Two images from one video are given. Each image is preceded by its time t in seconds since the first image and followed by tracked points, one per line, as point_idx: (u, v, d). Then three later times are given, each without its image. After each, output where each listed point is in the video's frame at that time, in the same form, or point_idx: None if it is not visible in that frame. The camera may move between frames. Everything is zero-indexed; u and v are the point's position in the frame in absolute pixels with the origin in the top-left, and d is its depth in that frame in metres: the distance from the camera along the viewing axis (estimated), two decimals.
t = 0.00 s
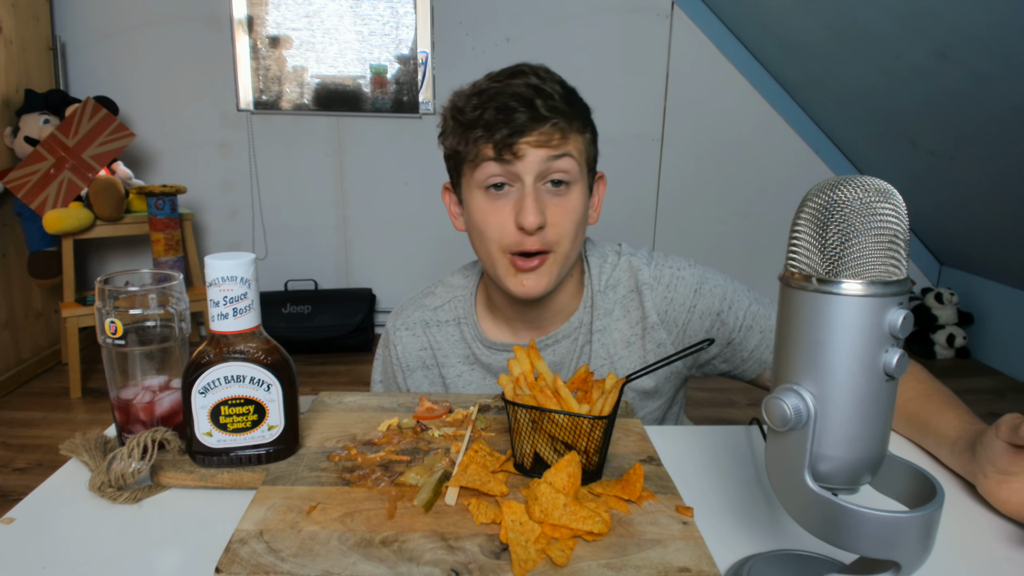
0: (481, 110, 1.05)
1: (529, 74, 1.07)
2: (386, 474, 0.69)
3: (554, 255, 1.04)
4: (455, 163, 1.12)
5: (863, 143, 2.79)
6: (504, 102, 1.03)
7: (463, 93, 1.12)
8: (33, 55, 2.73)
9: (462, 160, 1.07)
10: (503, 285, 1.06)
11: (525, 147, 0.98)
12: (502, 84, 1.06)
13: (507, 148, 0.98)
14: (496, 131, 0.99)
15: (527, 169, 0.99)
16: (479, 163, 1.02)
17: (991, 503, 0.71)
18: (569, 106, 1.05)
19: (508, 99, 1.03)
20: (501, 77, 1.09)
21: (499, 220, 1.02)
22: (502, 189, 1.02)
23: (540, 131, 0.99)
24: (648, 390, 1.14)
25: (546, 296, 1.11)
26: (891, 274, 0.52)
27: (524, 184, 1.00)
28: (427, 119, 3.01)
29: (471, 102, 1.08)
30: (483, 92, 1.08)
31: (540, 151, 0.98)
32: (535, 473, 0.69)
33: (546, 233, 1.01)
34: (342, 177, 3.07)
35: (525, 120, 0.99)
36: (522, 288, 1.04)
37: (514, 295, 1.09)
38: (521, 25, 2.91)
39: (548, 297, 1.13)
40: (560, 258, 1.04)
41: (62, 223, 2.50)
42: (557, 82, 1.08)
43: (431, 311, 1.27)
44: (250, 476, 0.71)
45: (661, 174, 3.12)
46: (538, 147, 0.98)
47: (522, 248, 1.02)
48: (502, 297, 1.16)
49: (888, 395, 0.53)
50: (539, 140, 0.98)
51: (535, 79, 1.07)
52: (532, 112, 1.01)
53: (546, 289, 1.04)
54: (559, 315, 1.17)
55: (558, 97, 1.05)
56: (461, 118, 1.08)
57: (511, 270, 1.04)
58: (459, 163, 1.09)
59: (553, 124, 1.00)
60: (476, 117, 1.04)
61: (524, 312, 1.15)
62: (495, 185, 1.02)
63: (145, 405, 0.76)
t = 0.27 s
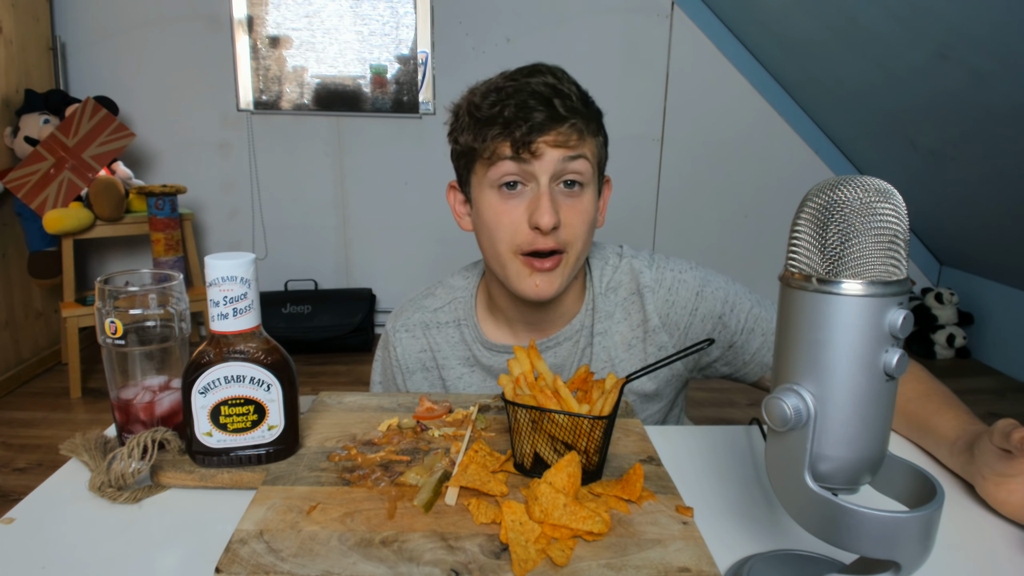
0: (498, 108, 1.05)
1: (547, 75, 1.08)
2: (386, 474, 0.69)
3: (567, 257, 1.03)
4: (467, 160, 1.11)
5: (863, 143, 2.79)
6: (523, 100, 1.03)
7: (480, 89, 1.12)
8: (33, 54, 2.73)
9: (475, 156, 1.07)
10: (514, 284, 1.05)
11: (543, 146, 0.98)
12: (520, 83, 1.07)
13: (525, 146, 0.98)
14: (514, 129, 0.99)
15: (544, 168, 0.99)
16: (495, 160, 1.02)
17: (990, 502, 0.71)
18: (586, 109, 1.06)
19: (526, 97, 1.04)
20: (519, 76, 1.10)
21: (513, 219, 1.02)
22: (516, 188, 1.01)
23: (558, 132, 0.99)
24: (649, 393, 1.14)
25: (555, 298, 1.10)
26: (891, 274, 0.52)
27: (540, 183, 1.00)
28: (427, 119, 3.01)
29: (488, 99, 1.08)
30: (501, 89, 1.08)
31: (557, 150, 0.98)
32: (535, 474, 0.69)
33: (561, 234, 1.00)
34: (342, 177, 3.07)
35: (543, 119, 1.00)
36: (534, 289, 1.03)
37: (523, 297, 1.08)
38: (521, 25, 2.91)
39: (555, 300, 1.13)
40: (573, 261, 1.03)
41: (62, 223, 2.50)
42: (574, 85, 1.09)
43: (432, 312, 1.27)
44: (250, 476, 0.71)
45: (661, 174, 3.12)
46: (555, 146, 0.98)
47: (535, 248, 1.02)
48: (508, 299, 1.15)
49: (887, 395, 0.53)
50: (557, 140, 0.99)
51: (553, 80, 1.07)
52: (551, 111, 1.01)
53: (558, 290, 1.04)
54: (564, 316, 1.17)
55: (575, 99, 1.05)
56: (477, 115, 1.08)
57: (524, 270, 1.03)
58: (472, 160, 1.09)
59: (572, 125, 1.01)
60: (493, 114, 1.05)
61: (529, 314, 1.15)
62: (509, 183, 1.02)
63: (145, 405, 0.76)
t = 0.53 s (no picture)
0: (497, 108, 1.05)
1: (547, 76, 1.08)
2: (386, 474, 0.69)
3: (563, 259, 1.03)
4: (466, 161, 1.12)
5: (863, 143, 2.79)
6: (522, 102, 1.03)
7: (480, 90, 1.12)
8: (33, 54, 2.73)
9: (473, 157, 1.07)
10: (511, 286, 1.05)
11: (539, 148, 0.98)
12: (519, 84, 1.07)
13: (522, 148, 0.98)
14: (512, 131, 1.00)
15: (540, 170, 0.99)
16: (492, 162, 1.02)
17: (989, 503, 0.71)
18: (585, 110, 1.06)
19: (525, 98, 1.04)
20: (519, 76, 1.10)
21: (510, 221, 1.02)
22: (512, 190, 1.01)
23: (556, 133, 0.99)
24: (650, 394, 1.14)
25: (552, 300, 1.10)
26: (891, 274, 0.52)
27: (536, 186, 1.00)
28: (427, 119, 3.01)
29: (487, 100, 1.09)
30: (500, 90, 1.08)
31: (554, 152, 0.98)
32: (535, 474, 0.69)
33: (556, 236, 1.00)
34: (342, 177, 3.07)
35: (540, 120, 1.00)
36: (531, 291, 1.03)
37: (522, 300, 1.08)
38: (521, 25, 2.91)
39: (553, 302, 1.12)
40: (569, 263, 1.03)
41: (62, 223, 2.50)
42: (574, 85, 1.09)
43: (432, 313, 1.27)
44: (250, 476, 0.71)
45: (661, 174, 3.12)
46: (552, 148, 0.98)
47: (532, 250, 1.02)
48: (508, 301, 1.15)
49: (888, 395, 0.53)
50: (553, 142, 0.99)
51: (553, 81, 1.08)
52: (549, 113, 1.01)
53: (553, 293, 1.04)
54: (563, 318, 1.17)
55: (574, 100, 1.06)
56: (476, 115, 1.09)
57: (521, 273, 1.03)
58: (470, 161, 1.09)
59: (569, 127, 1.01)
60: (492, 115, 1.05)
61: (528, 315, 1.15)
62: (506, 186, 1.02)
63: (145, 405, 0.76)
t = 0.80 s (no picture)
0: (505, 111, 1.05)
1: (553, 78, 1.09)
2: (386, 474, 0.69)
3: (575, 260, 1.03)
4: (473, 164, 1.11)
5: (863, 143, 2.79)
6: (530, 104, 1.03)
7: (485, 93, 1.12)
8: (33, 54, 2.73)
9: (482, 161, 1.07)
10: (524, 287, 1.04)
11: (552, 150, 0.98)
12: (526, 86, 1.07)
13: (534, 150, 0.98)
14: (523, 133, 0.99)
15: (554, 172, 0.99)
16: (503, 165, 1.02)
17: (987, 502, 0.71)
18: (592, 112, 1.07)
19: (534, 101, 1.04)
20: (524, 78, 1.10)
21: (522, 223, 1.02)
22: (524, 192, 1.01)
23: (567, 136, 0.99)
24: (650, 394, 1.14)
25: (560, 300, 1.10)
26: (891, 274, 0.52)
27: (548, 188, 1.00)
28: (427, 119, 3.01)
29: (494, 103, 1.09)
30: (507, 93, 1.08)
31: (567, 154, 0.98)
32: (535, 474, 0.69)
33: (570, 238, 1.00)
34: (342, 177, 3.07)
35: (552, 124, 1.00)
36: (544, 292, 1.03)
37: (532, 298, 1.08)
38: (521, 25, 2.91)
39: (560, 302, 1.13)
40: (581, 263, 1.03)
41: (62, 223, 2.50)
42: (579, 87, 1.10)
43: (432, 313, 1.27)
44: (250, 476, 0.71)
45: (660, 174, 3.12)
46: (565, 150, 0.98)
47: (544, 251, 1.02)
48: (514, 301, 1.15)
49: (887, 395, 0.53)
50: (565, 144, 0.99)
51: (559, 83, 1.08)
52: (559, 115, 1.01)
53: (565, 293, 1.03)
54: (567, 318, 1.17)
55: (582, 102, 1.06)
56: (484, 119, 1.09)
57: (533, 273, 1.03)
58: (478, 164, 1.09)
59: (580, 130, 1.01)
60: (501, 118, 1.05)
61: (534, 316, 1.15)
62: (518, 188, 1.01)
63: (145, 405, 0.76)
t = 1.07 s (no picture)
0: (500, 111, 1.06)
1: (549, 77, 1.09)
2: (386, 474, 0.69)
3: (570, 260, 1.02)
4: (469, 164, 1.12)
5: (863, 143, 2.79)
6: (525, 104, 1.03)
7: (480, 92, 1.12)
8: (33, 54, 2.73)
9: (477, 161, 1.08)
10: (519, 288, 1.04)
11: (546, 150, 0.98)
12: (522, 86, 1.07)
13: (528, 150, 0.98)
14: (517, 133, 1.00)
15: (547, 172, 0.99)
16: (497, 165, 1.02)
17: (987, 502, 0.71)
18: (588, 111, 1.06)
19: (529, 101, 1.04)
20: (521, 78, 1.10)
21: (516, 223, 1.02)
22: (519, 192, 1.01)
23: (562, 135, 0.99)
24: (650, 393, 1.14)
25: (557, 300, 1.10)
26: (891, 274, 0.52)
27: (543, 187, 1.00)
28: (427, 119, 3.01)
29: (490, 103, 1.09)
30: (502, 93, 1.08)
31: (560, 154, 0.98)
32: (535, 474, 0.69)
33: (564, 237, 1.00)
34: (342, 177, 3.07)
35: (546, 123, 1.00)
36: (539, 292, 1.03)
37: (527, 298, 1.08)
38: (521, 25, 2.91)
39: (557, 302, 1.13)
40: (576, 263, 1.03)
41: (62, 223, 2.50)
42: (575, 86, 1.10)
43: (432, 313, 1.27)
44: (250, 476, 0.71)
45: (660, 174, 3.12)
46: (558, 150, 0.98)
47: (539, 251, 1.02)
48: (510, 300, 1.15)
49: (888, 395, 0.53)
50: (559, 143, 0.99)
51: (555, 82, 1.08)
52: (553, 115, 1.01)
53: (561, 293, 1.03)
54: (566, 318, 1.17)
55: (578, 101, 1.06)
56: (479, 118, 1.09)
57: (529, 272, 1.02)
58: (474, 164, 1.09)
59: (574, 129, 1.01)
60: (496, 118, 1.05)
61: (532, 316, 1.15)
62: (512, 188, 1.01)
63: (145, 405, 0.76)
